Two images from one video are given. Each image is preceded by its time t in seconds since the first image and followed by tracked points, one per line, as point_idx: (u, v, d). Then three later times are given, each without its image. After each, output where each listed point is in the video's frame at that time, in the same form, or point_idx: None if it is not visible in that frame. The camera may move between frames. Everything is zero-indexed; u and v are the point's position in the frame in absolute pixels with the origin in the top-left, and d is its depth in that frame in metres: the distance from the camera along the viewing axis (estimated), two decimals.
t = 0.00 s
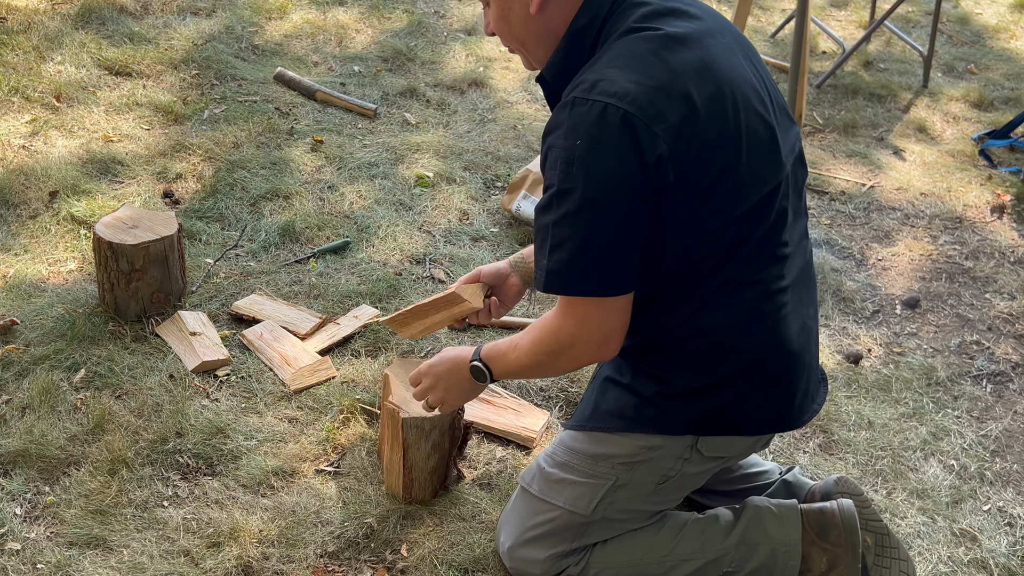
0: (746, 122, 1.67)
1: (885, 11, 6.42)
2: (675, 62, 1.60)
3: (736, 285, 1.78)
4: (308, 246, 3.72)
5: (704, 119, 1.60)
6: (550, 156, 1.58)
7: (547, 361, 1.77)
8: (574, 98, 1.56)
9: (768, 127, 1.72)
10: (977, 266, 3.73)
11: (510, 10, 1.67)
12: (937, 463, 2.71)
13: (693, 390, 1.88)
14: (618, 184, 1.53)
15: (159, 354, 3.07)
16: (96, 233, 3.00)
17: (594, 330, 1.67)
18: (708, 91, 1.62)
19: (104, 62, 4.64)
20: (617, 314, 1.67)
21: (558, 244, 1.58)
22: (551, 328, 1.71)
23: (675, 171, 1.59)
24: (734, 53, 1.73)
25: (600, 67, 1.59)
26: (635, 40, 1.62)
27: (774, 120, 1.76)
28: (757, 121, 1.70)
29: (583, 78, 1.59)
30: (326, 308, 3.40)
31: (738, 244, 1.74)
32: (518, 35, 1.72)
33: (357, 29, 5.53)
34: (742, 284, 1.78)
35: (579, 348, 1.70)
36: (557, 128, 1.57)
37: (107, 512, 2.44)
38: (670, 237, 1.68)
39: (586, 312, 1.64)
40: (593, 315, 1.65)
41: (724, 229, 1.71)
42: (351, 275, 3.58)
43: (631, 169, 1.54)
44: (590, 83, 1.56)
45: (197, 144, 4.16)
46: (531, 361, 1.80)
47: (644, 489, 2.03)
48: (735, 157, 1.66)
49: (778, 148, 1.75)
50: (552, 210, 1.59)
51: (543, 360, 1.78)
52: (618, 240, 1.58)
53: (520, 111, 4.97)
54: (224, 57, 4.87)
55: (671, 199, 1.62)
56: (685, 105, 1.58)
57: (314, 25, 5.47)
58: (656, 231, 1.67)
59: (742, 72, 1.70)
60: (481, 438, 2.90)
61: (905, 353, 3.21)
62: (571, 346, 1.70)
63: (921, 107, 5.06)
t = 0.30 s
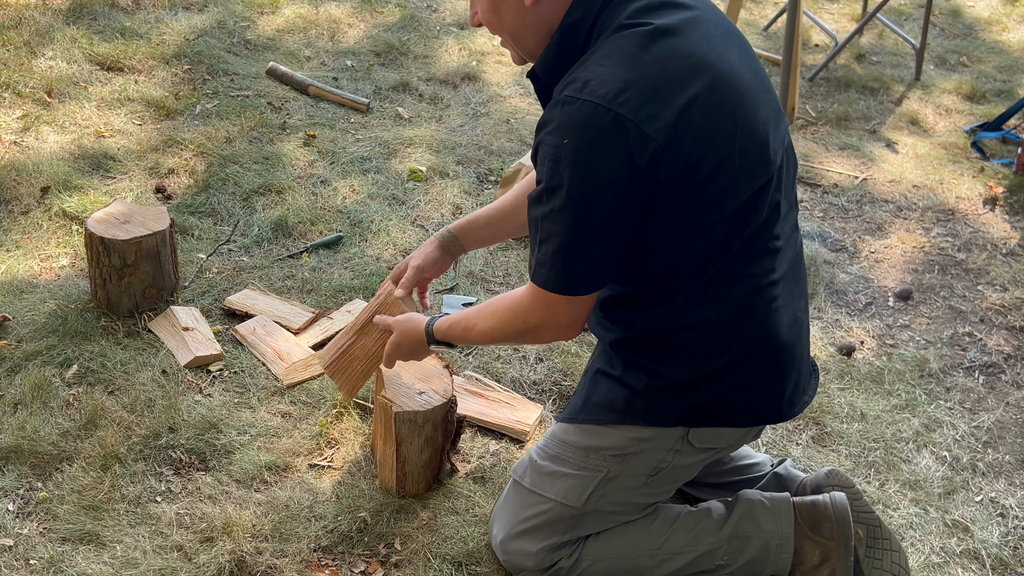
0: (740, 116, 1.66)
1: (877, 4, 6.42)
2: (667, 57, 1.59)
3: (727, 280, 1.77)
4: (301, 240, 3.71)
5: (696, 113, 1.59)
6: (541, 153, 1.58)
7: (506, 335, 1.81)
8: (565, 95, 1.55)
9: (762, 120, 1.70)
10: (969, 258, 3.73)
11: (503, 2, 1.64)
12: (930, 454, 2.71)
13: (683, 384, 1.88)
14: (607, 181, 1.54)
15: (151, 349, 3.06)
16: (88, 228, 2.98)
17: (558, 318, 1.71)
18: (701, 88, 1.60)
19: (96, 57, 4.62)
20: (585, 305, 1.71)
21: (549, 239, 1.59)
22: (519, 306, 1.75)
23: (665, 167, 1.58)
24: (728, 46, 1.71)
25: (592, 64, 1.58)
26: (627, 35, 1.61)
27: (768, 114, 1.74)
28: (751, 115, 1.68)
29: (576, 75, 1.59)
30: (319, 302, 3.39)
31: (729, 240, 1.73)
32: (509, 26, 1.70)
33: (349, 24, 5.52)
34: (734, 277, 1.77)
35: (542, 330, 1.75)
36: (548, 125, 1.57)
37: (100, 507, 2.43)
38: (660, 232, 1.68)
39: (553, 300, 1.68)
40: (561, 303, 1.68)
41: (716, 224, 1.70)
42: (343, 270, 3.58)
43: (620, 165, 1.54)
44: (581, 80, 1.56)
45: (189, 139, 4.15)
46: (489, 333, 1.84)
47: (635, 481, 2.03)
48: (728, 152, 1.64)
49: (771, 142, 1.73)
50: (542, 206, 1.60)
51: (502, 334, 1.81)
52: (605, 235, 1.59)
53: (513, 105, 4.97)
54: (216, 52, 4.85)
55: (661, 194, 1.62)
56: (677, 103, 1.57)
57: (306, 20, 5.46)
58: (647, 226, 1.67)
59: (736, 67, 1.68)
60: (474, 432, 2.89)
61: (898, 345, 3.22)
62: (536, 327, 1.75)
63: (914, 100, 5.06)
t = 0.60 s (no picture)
0: (730, 118, 1.66)
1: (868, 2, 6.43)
2: (656, 63, 1.59)
3: (719, 280, 1.78)
4: (293, 239, 3.71)
5: (687, 117, 1.60)
6: (532, 160, 1.58)
7: (471, 338, 1.84)
8: (556, 102, 1.55)
9: (751, 122, 1.71)
10: (959, 254, 3.74)
11: None
12: (920, 450, 2.72)
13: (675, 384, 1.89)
14: (599, 187, 1.54)
15: (143, 349, 3.05)
16: (79, 228, 2.97)
17: (522, 313, 1.74)
18: (691, 91, 1.61)
19: (87, 57, 4.61)
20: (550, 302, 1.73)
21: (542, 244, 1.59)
22: (482, 307, 1.78)
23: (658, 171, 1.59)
24: (715, 48, 1.72)
25: (581, 71, 1.58)
26: (616, 41, 1.61)
27: (756, 115, 1.75)
28: (740, 117, 1.69)
29: (566, 82, 1.59)
30: (311, 301, 3.39)
31: (721, 241, 1.74)
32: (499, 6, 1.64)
33: (340, 22, 5.51)
34: (726, 277, 1.78)
35: (507, 326, 1.78)
36: (538, 132, 1.57)
37: (92, 507, 2.43)
38: (652, 234, 1.68)
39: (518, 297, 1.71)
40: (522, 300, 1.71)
41: (709, 226, 1.70)
42: (335, 268, 3.57)
43: (613, 170, 1.54)
44: (571, 86, 1.56)
45: (181, 138, 4.14)
46: (454, 339, 1.86)
47: (626, 479, 2.03)
48: (720, 155, 1.65)
49: (760, 143, 1.74)
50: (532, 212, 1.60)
51: (467, 338, 1.84)
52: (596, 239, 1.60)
53: (505, 103, 4.97)
54: (207, 51, 4.84)
55: (653, 198, 1.62)
56: (669, 106, 1.58)
57: (297, 18, 5.46)
58: (638, 229, 1.67)
59: (725, 69, 1.69)
60: (467, 430, 2.89)
61: (888, 341, 3.23)
62: (502, 325, 1.78)
63: (905, 97, 5.07)
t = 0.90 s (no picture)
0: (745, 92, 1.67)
1: None
2: (694, 23, 1.56)
3: (705, 254, 1.78)
4: (287, 237, 3.71)
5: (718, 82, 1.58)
6: (575, 101, 1.48)
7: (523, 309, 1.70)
8: (606, 43, 1.47)
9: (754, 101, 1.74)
10: (951, 250, 3.76)
11: None
12: (913, 445, 2.74)
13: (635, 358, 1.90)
14: (644, 140, 1.48)
15: (138, 347, 3.05)
16: (74, 227, 2.96)
17: (578, 282, 1.61)
18: (721, 55, 1.61)
19: (80, 55, 4.60)
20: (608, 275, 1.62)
21: (579, 196, 1.50)
22: (533, 277, 1.65)
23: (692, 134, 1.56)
24: (732, 19, 1.71)
25: (626, 14, 1.50)
26: None
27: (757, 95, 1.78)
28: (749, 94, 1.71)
29: (610, 22, 1.50)
30: (305, 299, 3.39)
31: (718, 213, 1.75)
32: None
33: (333, 20, 5.51)
34: (711, 252, 1.79)
35: (562, 298, 1.65)
36: (581, 72, 1.47)
37: (88, 504, 2.43)
38: (667, 199, 1.65)
39: (572, 263, 1.58)
40: (578, 266, 1.59)
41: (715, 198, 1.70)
42: (330, 266, 3.57)
43: (659, 124, 1.48)
44: (620, 29, 1.48)
45: (174, 137, 4.13)
46: (503, 311, 1.74)
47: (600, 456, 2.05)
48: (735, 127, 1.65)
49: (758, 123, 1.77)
50: (576, 159, 1.49)
51: (518, 306, 1.71)
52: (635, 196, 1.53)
53: (498, 100, 4.97)
54: (201, 49, 4.83)
55: (679, 163, 1.59)
56: (706, 68, 1.55)
57: (290, 17, 5.46)
58: (656, 191, 1.63)
59: (741, 43, 1.70)
60: (462, 426, 2.90)
61: (881, 336, 3.24)
62: (554, 297, 1.65)
63: (896, 94, 5.09)
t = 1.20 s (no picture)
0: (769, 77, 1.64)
1: None
2: None
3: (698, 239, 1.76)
4: (279, 236, 3.71)
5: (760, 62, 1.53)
6: (650, 72, 1.35)
7: (592, 293, 1.57)
8: (678, 9, 1.36)
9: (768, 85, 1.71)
10: (940, 247, 3.79)
11: None
12: (903, 440, 2.76)
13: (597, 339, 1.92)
14: (716, 116, 1.39)
15: (131, 346, 3.05)
16: (65, 226, 2.96)
17: (655, 265, 1.49)
18: (763, 41, 1.57)
19: (71, 55, 4.59)
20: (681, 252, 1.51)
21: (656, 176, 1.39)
22: (602, 259, 1.52)
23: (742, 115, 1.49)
24: None
25: None
26: None
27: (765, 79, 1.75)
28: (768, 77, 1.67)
29: None
30: (298, 297, 3.39)
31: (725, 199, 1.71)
32: None
33: (325, 19, 5.51)
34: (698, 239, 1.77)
35: (634, 281, 1.53)
36: (650, 39, 1.36)
37: (82, 503, 2.43)
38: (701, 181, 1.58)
39: (646, 244, 1.46)
40: (657, 246, 1.47)
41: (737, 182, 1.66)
42: (322, 264, 3.57)
43: (728, 100, 1.41)
44: None
45: (166, 136, 4.12)
46: (567, 296, 1.61)
47: (571, 439, 2.07)
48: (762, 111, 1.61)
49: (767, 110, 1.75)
50: (650, 135, 1.37)
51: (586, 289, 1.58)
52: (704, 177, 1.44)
53: (490, 99, 4.98)
54: (191, 48, 4.83)
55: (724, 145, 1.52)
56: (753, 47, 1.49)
57: (281, 16, 5.45)
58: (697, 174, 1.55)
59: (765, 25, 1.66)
60: (455, 423, 2.91)
61: (871, 333, 3.26)
62: (625, 281, 1.53)
63: (885, 92, 5.12)
